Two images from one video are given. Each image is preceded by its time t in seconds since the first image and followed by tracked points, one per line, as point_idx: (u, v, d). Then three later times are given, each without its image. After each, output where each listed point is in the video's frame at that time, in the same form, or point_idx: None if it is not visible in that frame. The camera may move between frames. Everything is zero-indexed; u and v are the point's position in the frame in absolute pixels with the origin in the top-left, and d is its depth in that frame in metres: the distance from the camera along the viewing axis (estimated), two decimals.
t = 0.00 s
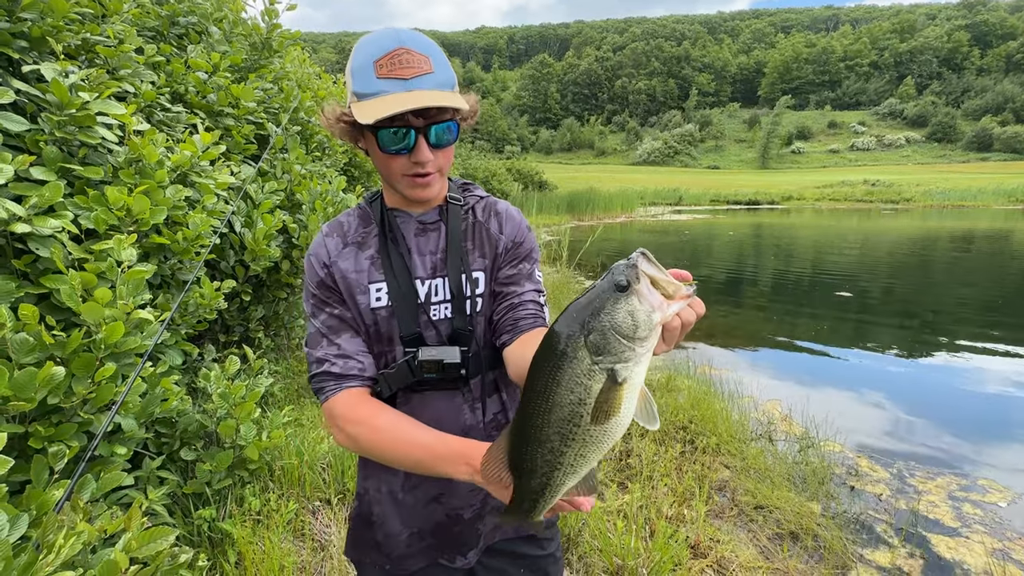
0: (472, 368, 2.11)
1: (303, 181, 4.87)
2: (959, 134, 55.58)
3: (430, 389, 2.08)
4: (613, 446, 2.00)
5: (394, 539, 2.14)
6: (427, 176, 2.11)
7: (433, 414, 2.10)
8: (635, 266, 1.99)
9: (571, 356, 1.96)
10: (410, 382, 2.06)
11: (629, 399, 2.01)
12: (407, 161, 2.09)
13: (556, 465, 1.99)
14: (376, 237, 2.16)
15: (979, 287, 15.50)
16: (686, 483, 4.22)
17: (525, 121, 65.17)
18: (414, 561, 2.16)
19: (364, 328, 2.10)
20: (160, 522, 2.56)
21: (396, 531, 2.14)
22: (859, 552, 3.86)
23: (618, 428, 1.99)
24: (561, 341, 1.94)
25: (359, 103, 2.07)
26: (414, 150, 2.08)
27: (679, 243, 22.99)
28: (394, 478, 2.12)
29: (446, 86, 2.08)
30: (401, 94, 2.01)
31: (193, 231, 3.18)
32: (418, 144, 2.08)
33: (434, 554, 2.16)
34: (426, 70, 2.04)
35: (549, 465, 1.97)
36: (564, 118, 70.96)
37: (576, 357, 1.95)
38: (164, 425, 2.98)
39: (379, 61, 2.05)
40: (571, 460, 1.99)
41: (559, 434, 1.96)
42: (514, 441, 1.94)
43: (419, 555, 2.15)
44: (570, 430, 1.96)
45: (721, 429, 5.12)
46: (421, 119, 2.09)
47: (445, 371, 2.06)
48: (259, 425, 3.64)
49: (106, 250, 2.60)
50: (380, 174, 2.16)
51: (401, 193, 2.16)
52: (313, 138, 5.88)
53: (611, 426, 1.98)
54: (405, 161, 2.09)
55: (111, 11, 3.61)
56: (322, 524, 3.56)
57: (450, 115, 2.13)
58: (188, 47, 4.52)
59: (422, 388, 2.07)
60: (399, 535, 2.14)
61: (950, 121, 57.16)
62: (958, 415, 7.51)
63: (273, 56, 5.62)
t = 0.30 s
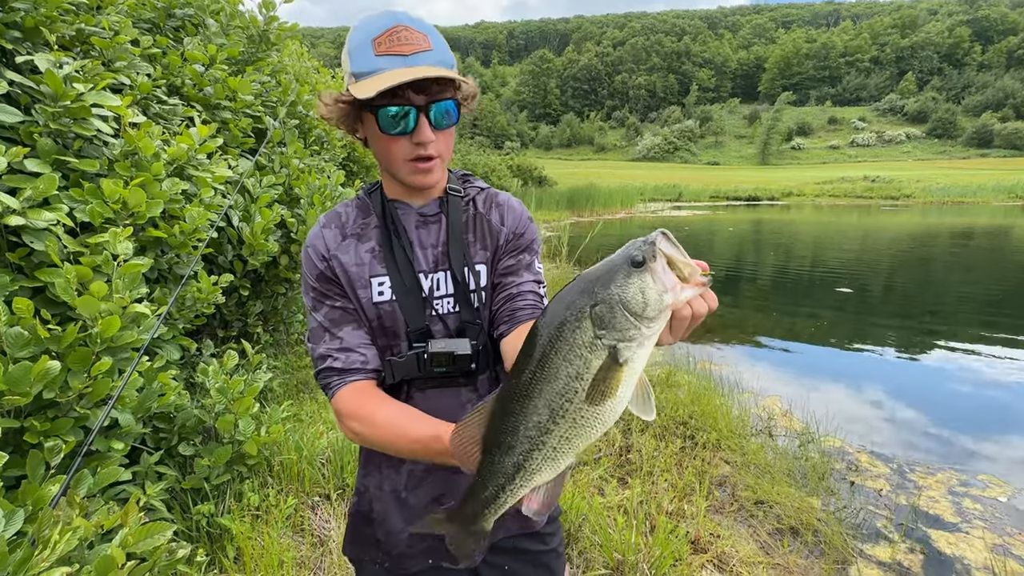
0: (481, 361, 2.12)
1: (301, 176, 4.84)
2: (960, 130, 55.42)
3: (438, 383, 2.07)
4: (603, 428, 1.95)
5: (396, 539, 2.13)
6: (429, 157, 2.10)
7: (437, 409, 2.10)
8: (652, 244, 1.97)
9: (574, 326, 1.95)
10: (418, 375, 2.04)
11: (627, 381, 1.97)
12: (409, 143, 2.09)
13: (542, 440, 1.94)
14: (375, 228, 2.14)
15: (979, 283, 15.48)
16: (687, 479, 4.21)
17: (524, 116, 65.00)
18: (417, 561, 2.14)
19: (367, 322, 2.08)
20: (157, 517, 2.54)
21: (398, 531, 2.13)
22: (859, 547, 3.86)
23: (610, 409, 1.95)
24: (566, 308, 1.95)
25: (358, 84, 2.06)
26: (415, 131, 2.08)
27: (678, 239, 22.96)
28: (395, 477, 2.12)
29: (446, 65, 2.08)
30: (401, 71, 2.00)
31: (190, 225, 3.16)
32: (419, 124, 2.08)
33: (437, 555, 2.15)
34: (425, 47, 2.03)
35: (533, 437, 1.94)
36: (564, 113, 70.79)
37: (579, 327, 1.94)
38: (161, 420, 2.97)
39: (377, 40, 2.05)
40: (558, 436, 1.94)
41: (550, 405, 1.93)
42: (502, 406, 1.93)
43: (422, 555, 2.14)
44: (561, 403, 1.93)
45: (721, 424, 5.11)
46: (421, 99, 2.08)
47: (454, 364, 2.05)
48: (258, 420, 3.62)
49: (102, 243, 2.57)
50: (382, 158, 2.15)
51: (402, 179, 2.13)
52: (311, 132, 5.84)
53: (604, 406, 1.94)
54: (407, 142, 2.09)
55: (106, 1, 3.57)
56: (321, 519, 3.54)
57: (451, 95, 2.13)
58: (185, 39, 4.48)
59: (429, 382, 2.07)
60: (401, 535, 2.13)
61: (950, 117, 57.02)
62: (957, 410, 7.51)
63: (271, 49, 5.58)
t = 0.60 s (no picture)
0: (480, 350, 2.11)
1: (298, 169, 4.82)
2: (958, 127, 55.40)
3: (437, 372, 2.07)
4: (587, 418, 1.95)
5: (396, 531, 2.13)
6: (431, 139, 2.09)
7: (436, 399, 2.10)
8: (665, 240, 1.98)
9: (575, 311, 1.96)
10: (416, 364, 2.04)
11: (620, 376, 1.97)
12: (411, 125, 2.07)
13: (525, 421, 1.96)
14: (372, 216, 2.13)
15: (977, 279, 15.50)
16: (685, 472, 4.22)
17: (522, 113, 64.85)
18: (416, 554, 2.13)
19: (365, 310, 2.08)
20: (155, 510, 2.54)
21: (397, 523, 2.12)
22: (857, 540, 3.87)
23: (597, 401, 1.94)
24: (570, 291, 1.96)
25: (359, 64, 2.03)
26: (417, 112, 2.07)
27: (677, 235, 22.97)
28: (395, 468, 2.14)
29: (448, 47, 2.08)
30: (403, 50, 1.99)
31: (186, 217, 3.15)
32: (421, 105, 2.06)
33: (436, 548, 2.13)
34: (427, 28, 2.03)
35: (517, 417, 1.95)
36: (562, 110, 70.65)
37: (580, 313, 1.95)
38: (159, 414, 2.95)
39: (379, 21, 2.03)
40: (541, 420, 1.95)
41: (539, 388, 1.94)
42: (492, 382, 1.96)
43: (422, 548, 2.13)
44: (551, 388, 1.94)
45: (720, 419, 5.11)
46: (423, 80, 2.07)
47: (453, 353, 2.05)
48: (256, 414, 3.62)
49: (98, 235, 2.56)
50: (383, 140, 2.13)
51: (402, 163, 2.11)
52: (309, 126, 5.82)
53: (592, 397, 1.94)
54: (409, 124, 2.07)
55: None
56: (320, 513, 3.54)
57: (452, 78, 2.12)
58: (181, 32, 4.45)
59: (428, 371, 2.06)
60: (400, 526, 2.13)
61: (949, 113, 56.99)
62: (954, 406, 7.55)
63: (268, 43, 5.56)
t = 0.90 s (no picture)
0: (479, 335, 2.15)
1: (296, 164, 4.84)
2: (955, 125, 55.47)
3: (437, 357, 2.11)
4: (544, 431, 1.96)
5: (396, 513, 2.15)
6: (423, 126, 2.10)
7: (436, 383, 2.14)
8: (636, 265, 2.01)
9: (543, 327, 1.98)
10: (416, 350, 2.07)
11: (581, 395, 1.99)
12: (404, 110, 2.09)
13: (483, 430, 1.98)
14: (369, 204, 2.14)
15: (974, 276, 15.56)
16: (681, 465, 4.25)
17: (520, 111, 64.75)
18: (416, 536, 2.16)
19: (363, 297, 2.10)
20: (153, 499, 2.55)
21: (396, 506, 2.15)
22: (851, 530, 3.91)
23: (554, 416, 1.95)
24: (540, 308, 2.00)
25: (352, 48, 2.05)
26: (409, 97, 2.08)
27: (674, 232, 23.00)
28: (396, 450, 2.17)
29: (441, 32, 2.09)
30: (395, 33, 2.00)
31: (184, 209, 3.16)
32: (414, 90, 2.08)
33: (435, 531, 2.16)
34: (420, 12, 2.03)
35: (476, 422, 1.98)
36: (560, 108, 70.57)
37: (548, 330, 1.97)
38: (157, 405, 2.97)
39: (371, 5, 2.04)
40: (498, 430, 1.97)
41: (501, 397, 1.96)
42: (456, 387, 1.99)
43: (422, 530, 2.15)
44: (511, 398, 1.95)
45: (716, 412, 5.14)
46: (416, 65, 2.09)
47: (453, 338, 2.08)
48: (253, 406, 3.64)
49: (95, 225, 2.57)
50: (376, 126, 2.15)
51: (395, 149, 2.12)
52: (306, 121, 5.83)
53: (551, 411, 1.95)
54: (402, 110, 2.09)
55: None
56: (319, 505, 3.56)
57: (445, 63, 2.14)
58: (177, 26, 4.45)
59: (428, 356, 2.10)
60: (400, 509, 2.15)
61: (946, 112, 57.06)
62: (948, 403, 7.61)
63: (265, 38, 5.56)
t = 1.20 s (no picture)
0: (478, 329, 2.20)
1: (295, 163, 4.88)
2: (953, 125, 55.57)
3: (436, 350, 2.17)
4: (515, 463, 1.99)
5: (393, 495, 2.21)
6: (422, 105, 2.14)
7: (434, 373, 2.20)
8: (641, 336, 1.94)
9: (537, 372, 1.95)
10: (417, 342, 2.12)
11: (559, 440, 1.99)
12: (403, 88, 2.13)
13: (459, 453, 2.02)
14: (367, 198, 2.18)
15: (970, 276, 15.62)
16: (677, 459, 4.29)
17: (519, 111, 64.76)
18: (413, 517, 2.21)
19: (363, 290, 2.15)
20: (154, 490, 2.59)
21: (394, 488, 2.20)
22: (843, 522, 3.96)
23: (527, 455, 1.97)
24: (539, 349, 1.96)
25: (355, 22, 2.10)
26: (409, 76, 2.12)
27: (673, 232, 23.04)
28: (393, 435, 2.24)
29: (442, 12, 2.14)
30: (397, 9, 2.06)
31: (184, 205, 3.20)
32: (413, 68, 2.12)
33: (432, 513, 2.21)
34: None
35: (455, 440, 2.02)
36: (558, 108, 70.58)
37: (542, 374, 1.94)
38: (157, 399, 3.00)
39: None
40: (473, 458, 2.01)
41: (482, 424, 1.97)
42: (440, 408, 2.01)
43: (419, 512, 2.20)
44: (492, 429, 1.97)
45: (712, 408, 5.19)
46: (416, 44, 2.13)
47: (452, 331, 2.14)
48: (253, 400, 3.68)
49: (97, 220, 2.60)
50: (376, 105, 2.18)
51: (394, 127, 2.14)
52: (305, 120, 5.87)
53: (526, 452, 1.97)
54: (402, 87, 2.13)
55: None
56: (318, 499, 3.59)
57: (445, 45, 2.19)
58: (177, 25, 4.49)
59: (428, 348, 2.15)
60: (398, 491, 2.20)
61: (943, 112, 57.15)
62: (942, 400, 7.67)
63: (264, 37, 5.61)
